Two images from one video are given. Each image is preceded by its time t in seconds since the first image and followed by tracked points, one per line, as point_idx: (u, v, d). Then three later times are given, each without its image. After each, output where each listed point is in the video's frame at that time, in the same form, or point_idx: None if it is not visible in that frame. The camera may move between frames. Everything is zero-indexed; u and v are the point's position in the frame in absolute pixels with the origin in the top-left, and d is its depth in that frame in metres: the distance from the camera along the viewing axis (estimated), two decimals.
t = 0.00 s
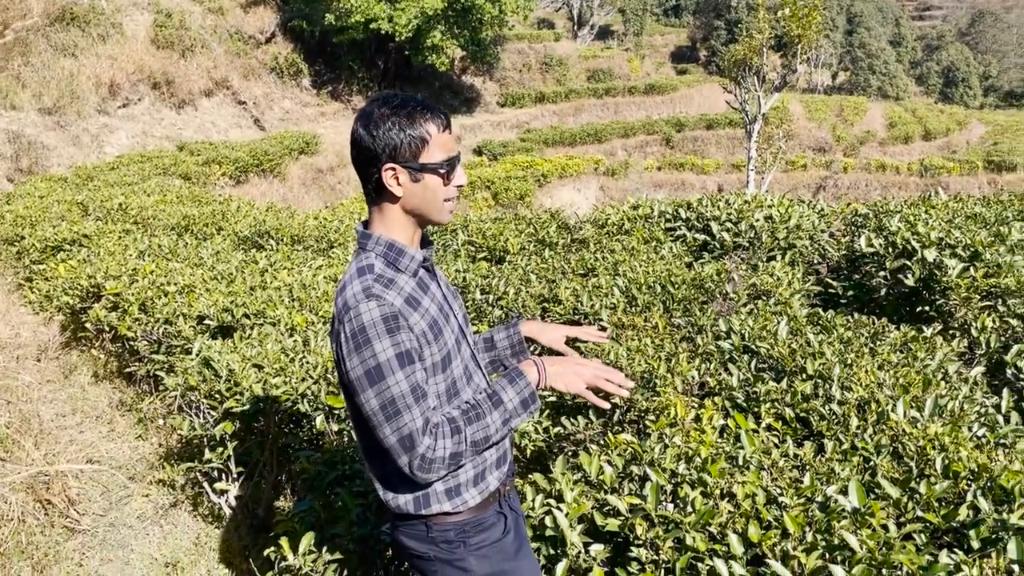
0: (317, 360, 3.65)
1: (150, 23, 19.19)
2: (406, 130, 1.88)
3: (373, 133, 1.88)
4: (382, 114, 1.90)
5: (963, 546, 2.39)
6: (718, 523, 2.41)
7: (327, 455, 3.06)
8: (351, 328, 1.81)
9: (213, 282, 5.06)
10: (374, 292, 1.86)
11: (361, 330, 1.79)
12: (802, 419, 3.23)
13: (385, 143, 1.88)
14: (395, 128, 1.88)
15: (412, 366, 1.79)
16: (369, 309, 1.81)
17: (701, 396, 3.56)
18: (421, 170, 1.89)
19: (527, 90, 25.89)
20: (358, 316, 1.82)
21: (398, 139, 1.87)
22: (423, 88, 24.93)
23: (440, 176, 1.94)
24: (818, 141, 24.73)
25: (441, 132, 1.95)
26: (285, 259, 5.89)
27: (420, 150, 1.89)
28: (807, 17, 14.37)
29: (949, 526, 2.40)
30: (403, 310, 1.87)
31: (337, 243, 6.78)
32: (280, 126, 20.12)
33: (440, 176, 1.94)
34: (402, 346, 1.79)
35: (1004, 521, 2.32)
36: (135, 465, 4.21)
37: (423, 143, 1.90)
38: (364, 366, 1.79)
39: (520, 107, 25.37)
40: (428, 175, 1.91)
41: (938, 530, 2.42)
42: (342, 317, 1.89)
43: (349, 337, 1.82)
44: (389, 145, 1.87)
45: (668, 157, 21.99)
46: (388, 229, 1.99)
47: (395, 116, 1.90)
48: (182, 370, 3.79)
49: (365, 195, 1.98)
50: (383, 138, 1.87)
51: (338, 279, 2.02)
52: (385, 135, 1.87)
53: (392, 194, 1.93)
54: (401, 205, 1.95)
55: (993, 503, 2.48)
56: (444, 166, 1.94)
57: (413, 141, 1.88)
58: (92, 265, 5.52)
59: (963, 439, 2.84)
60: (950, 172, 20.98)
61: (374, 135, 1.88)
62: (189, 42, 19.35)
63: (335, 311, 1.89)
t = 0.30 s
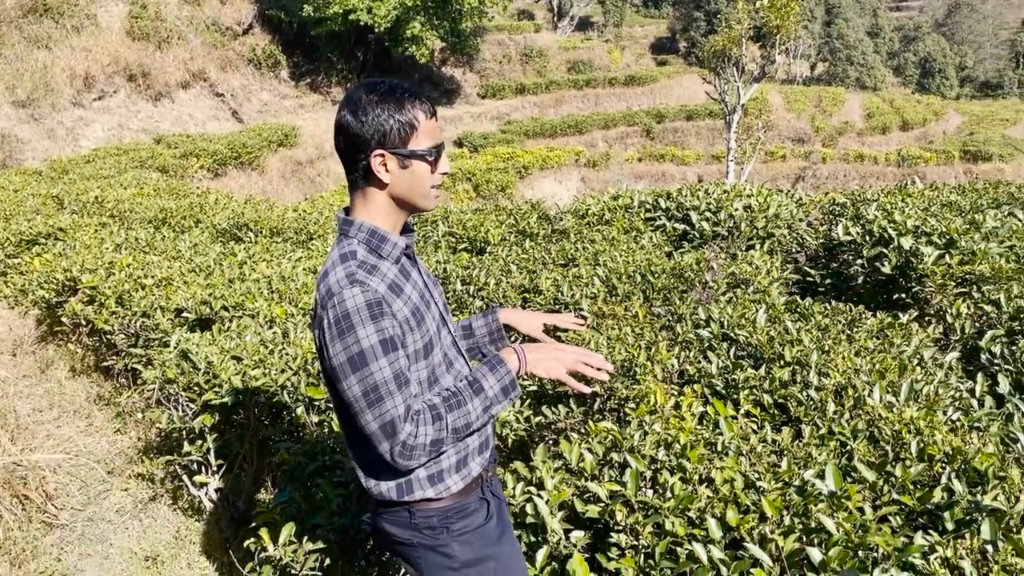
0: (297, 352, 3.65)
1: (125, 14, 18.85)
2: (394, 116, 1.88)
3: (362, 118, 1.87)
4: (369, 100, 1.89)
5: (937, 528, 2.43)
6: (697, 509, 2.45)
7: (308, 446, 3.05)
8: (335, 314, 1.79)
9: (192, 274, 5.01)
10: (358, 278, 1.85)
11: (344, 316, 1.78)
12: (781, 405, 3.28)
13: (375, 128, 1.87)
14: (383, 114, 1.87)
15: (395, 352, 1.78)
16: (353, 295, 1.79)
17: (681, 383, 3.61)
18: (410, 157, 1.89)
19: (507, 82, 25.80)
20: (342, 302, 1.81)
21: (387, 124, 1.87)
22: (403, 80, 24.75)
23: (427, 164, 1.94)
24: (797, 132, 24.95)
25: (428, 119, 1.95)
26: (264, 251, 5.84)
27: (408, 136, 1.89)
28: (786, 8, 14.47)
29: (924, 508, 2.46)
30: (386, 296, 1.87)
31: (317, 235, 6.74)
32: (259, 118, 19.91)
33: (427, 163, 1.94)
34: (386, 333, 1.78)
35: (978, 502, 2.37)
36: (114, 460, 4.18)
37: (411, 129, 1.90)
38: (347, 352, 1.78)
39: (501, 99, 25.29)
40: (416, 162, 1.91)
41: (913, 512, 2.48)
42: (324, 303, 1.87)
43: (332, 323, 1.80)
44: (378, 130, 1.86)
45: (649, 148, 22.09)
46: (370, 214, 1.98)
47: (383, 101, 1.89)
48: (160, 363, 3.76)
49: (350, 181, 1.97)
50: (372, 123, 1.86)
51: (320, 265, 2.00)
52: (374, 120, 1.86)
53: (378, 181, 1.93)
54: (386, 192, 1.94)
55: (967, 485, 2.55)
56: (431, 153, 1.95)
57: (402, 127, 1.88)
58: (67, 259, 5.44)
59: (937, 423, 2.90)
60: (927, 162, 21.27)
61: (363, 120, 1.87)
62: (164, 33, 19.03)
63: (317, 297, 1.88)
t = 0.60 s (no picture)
0: (284, 344, 3.58)
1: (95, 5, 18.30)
2: (400, 101, 1.88)
3: (369, 104, 1.87)
4: (376, 87, 1.90)
5: (923, 507, 2.50)
6: (689, 492, 2.50)
7: (299, 437, 3.01)
8: (343, 296, 1.79)
9: (173, 267, 4.94)
10: (365, 262, 1.85)
11: (353, 298, 1.77)
12: (766, 390, 3.34)
13: (382, 114, 1.87)
14: (389, 99, 1.88)
15: (403, 337, 1.78)
16: (362, 278, 1.79)
17: (668, 370, 3.67)
18: (415, 143, 1.91)
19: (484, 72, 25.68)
20: (349, 285, 1.80)
21: (394, 110, 1.87)
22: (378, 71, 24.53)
23: (432, 151, 1.96)
24: (771, 121, 25.19)
25: (432, 106, 1.96)
26: (245, 243, 5.78)
27: (415, 123, 1.90)
28: None
29: (911, 488, 2.52)
30: (394, 281, 1.87)
31: (298, 227, 6.69)
32: (233, 110, 19.62)
33: (431, 149, 1.96)
34: (393, 317, 1.78)
35: (963, 481, 2.45)
36: (98, 455, 4.10)
37: (417, 116, 1.91)
38: (354, 335, 1.77)
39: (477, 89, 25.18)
40: (421, 148, 1.93)
41: (900, 492, 2.54)
42: (331, 285, 1.86)
43: (340, 306, 1.80)
44: (386, 116, 1.87)
45: (625, 138, 22.20)
46: (374, 199, 1.97)
47: (389, 87, 1.90)
48: (145, 355, 3.68)
49: (353, 165, 1.96)
50: (379, 109, 1.87)
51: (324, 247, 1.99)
52: (381, 106, 1.87)
53: (384, 167, 1.93)
54: (392, 178, 1.95)
55: (952, 465, 2.62)
56: (435, 140, 1.97)
57: (409, 113, 1.89)
58: (44, 253, 5.32)
59: (920, 405, 2.97)
60: (898, 150, 21.60)
61: (370, 106, 1.87)
62: (135, 24, 18.52)
63: (323, 279, 1.86)
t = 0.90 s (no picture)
0: (277, 337, 3.50)
1: None
2: (402, 90, 1.83)
3: (372, 96, 1.82)
4: (375, 78, 1.84)
5: (924, 487, 2.55)
6: (696, 478, 2.50)
7: (298, 429, 2.92)
8: (365, 281, 1.74)
9: (155, 262, 4.81)
10: (386, 247, 1.80)
11: (375, 283, 1.74)
12: (762, 375, 3.38)
13: (385, 104, 1.82)
14: (391, 89, 1.82)
15: (423, 323, 1.75)
16: (385, 263, 1.75)
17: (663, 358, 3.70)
18: (421, 130, 1.85)
19: (455, 62, 25.45)
20: (371, 270, 1.76)
21: (397, 99, 1.82)
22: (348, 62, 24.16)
23: (438, 137, 1.90)
24: (741, 109, 25.44)
25: (434, 91, 1.90)
26: (226, 237, 5.66)
27: (419, 110, 1.85)
28: None
29: (911, 469, 2.57)
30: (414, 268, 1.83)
31: (278, 220, 6.57)
32: (201, 102, 19.18)
33: (437, 135, 1.90)
34: (415, 304, 1.74)
35: (963, 461, 2.50)
36: (84, 453, 3.97)
37: (420, 102, 1.85)
38: (374, 320, 1.74)
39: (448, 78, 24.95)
40: (427, 135, 1.87)
41: (901, 473, 2.58)
42: (350, 269, 1.82)
43: (361, 291, 1.75)
44: (389, 106, 1.81)
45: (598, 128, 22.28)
46: (389, 186, 1.92)
47: (388, 77, 1.84)
48: (133, 351, 3.56)
49: (362, 156, 1.91)
50: (381, 100, 1.81)
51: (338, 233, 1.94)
52: (383, 97, 1.81)
53: (392, 157, 1.88)
54: (400, 167, 1.90)
55: (951, 446, 2.66)
56: (441, 125, 1.90)
57: (412, 101, 1.83)
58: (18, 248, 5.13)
59: (915, 388, 3.03)
60: (866, 138, 22.00)
61: (372, 98, 1.82)
62: (98, 15, 18.01)
63: (342, 263, 1.83)
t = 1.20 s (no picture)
0: (261, 337, 3.47)
1: None
2: (381, 91, 1.81)
3: (349, 100, 1.80)
4: (350, 81, 1.81)
5: (907, 475, 2.64)
6: (687, 470, 2.56)
7: (289, 429, 2.90)
8: (368, 258, 1.75)
9: (130, 262, 4.70)
10: (385, 227, 1.81)
11: (376, 258, 1.75)
12: (744, 368, 3.48)
13: (364, 107, 1.80)
14: (369, 91, 1.80)
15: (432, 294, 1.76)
16: (385, 239, 1.77)
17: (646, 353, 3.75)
18: (403, 129, 1.84)
19: (424, 58, 25.29)
20: (373, 248, 1.76)
21: (376, 101, 1.80)
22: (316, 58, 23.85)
23: (421, 133, 1.88)
24: (708, 105, 25.77)
25: (412, 87, 1.87)
26: (202, 236, 5.57)
27: (398, 110, 1.82)
28: None
29: (894, 458, 2.67)
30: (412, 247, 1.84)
31: (253, 218, 6.46)
32: (167, 99, 18.80)
33: (420, 132, 1.88)
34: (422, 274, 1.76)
35: (943, 449, 2.60)
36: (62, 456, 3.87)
37: (399, 102, 1.83)
38: (383, 296, 1.73)
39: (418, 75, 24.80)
40: (409, 133, 1.85)
41: (884, 462, 2.68)
42: (346, 251, 1.81)
43: (366, 269, 1.75)
44: (369, 109, 1.80)
45: (568, 125, 22.37)
46: (378, 178, 1.91)
47: (363, 78, 1.81)
48: (114, 353, 3.47)
49: (347, 157, 1.91)
50: (360, 104, 1.79)
51: (327, 226, 1.92)
52: (362, 101, 1.79)
53: (376, 158, 1.87)
54: (386, 167, 1.89)
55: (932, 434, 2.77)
56: (423, 122, 1.88)
57: (390, 102, 1.81)
58: None
59: (894, 377, 3.14)
60: (831, 133, 22.47)
61: (351, 103, 1.80)
62: (60, 12, 18.21)
63: (337, 246, 1.82)
